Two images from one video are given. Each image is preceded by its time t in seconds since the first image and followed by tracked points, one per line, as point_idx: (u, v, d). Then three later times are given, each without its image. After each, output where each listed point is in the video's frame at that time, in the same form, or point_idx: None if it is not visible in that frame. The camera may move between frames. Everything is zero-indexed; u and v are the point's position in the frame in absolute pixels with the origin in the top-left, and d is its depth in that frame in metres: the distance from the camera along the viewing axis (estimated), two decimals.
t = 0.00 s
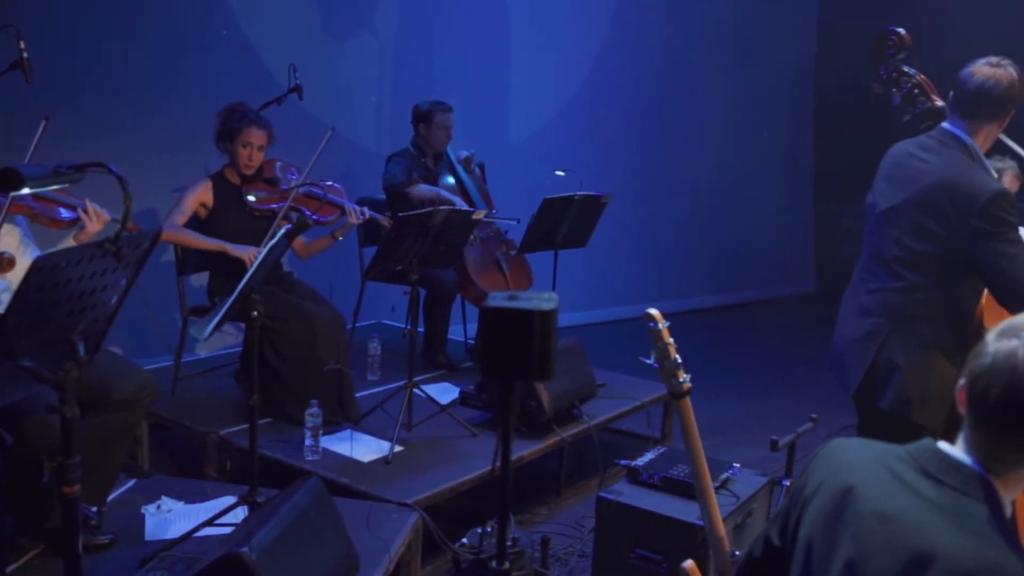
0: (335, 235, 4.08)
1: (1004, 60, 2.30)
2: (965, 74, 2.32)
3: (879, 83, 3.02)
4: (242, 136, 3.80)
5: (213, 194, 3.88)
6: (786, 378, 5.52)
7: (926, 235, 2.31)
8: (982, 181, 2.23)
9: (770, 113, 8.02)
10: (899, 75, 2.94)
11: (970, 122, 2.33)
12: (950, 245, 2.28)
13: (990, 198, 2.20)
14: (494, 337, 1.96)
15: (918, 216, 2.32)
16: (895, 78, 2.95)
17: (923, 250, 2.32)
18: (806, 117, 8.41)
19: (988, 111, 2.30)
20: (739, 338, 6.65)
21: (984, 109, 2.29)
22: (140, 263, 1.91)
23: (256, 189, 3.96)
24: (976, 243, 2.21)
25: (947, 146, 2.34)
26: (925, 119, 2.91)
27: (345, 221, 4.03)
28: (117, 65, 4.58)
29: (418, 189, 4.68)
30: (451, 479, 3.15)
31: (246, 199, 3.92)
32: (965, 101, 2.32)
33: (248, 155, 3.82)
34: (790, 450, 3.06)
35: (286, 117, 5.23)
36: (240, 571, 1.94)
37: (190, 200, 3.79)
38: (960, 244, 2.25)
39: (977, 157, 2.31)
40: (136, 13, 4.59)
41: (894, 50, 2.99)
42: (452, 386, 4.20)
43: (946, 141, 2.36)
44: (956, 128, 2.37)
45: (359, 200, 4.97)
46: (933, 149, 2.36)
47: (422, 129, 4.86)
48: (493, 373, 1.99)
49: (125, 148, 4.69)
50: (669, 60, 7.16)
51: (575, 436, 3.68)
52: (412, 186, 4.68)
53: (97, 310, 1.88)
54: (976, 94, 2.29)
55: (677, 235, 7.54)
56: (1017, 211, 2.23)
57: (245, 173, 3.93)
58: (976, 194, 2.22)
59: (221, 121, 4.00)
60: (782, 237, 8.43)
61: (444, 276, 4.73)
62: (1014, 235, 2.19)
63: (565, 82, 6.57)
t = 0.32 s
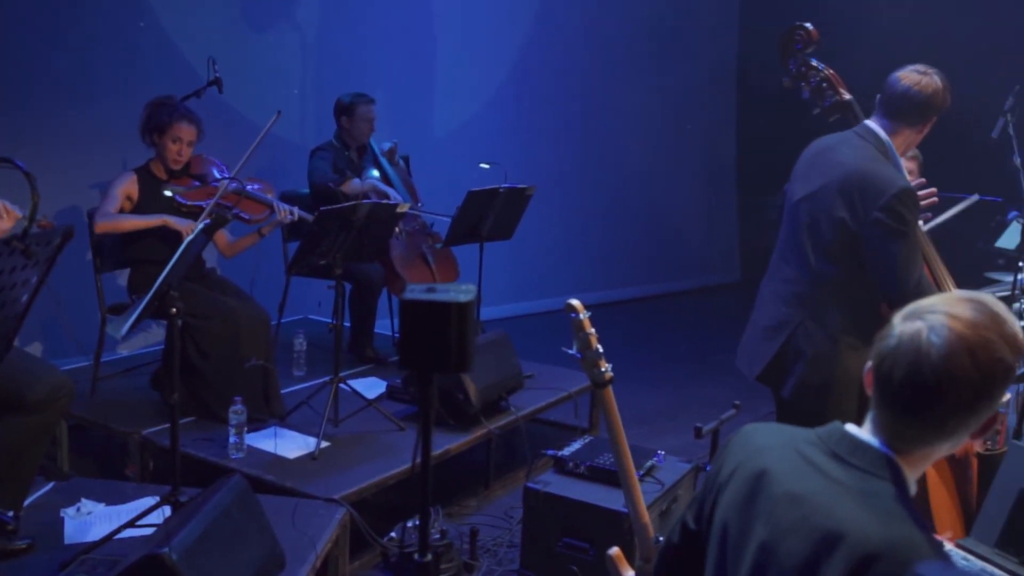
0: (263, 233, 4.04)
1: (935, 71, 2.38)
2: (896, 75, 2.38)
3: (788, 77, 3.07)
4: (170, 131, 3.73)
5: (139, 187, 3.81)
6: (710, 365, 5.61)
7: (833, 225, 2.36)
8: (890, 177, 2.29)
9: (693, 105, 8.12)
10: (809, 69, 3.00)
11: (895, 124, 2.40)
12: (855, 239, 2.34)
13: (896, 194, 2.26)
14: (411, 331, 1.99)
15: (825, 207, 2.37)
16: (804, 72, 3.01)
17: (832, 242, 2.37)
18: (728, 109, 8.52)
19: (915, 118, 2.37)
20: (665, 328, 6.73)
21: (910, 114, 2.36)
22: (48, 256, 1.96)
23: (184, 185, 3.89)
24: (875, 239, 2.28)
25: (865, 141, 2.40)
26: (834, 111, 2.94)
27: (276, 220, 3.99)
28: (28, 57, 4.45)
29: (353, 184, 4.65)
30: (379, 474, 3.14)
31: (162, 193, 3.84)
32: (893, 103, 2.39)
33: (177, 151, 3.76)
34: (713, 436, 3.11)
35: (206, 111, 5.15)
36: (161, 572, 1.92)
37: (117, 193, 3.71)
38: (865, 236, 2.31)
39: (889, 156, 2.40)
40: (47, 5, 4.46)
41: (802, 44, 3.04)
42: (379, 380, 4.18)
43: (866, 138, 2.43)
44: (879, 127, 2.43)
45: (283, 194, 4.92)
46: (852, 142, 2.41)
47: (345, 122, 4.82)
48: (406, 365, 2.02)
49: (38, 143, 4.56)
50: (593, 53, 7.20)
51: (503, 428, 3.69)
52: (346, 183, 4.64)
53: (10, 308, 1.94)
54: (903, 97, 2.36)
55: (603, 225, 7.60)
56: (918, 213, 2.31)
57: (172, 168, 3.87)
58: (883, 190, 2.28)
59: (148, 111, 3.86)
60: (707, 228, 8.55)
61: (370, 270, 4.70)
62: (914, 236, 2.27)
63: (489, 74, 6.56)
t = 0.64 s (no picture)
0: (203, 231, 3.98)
1: (819, 40, 2.42)
2: (781, 52, 2.42)
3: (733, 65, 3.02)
4: (111, 126, 3.65)
5: (77, 179, 3.73)
6: (648, 354, 5.68)
7: (747, 221, 2.41)
8: (795, 168, 2.34)
9: (629, 96, 8.17)
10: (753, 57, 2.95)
11: (787, 102, 2.43)
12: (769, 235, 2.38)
13: (801, 185, 2.31)
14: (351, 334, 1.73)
15: (738, 204, 2.42)
16: (748, 61, 2.98)
17: (749, 238, 2.41)
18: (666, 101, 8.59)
19: (807, 90, 2.40)
20: (603, 318, 6.78)
21: (800, 88, 2.39)
22: None
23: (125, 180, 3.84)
24: (794, 232, 2.33)
25: (763, 131, 2.45)
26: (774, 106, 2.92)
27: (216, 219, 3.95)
28: None
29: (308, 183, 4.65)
30: (317, 468, 3.13)
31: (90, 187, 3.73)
32: (783, 78, 2.42)
33: (119, 146, 3.70)
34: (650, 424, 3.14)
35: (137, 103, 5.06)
36: (94, 571, 1.89)
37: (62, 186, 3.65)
38: (779, 229, 2.36)
39: (792, 140, 2.43)
40: None
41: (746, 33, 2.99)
42: (318, 374, 4.16)
43: (763, 125, 2.47)
44: (773, 111, 2.46)
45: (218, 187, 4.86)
46: (752, 134, 2.46)
47: (279, 113, 4.77)
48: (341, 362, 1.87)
49: None
50: (529, 45, 7.21)
51: (443, 420, 3.69)
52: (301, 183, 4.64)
53: None
54: (792, 72, 2.39)
55: (542, 217, 7.63)
56: (825, 199, 2.35)
57: (112, 163, 3.80)
58: (789, 181, 2.32)
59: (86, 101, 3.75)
60: (645, 219, 8.62)
61: (307, 264, 4.67)
62: (826, 228, 2.33)
63: (426, 66, 6.55)
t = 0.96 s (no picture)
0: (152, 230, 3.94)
1: (725, 28, 2.46)
2: (687, 44, 2.46)
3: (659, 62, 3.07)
4: (61, 124, 3.59)
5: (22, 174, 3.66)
6: (596, 347, 5.73)
7: (677, 217, 2.44)
8: (719, 160, 2.37)
9: (574, 90, 8.19)
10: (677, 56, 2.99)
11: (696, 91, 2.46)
12: (702, 229, 2.42)
13: (726, 176, 2.34)
14: (281, 319, 2.00)
15: (666, 202, 2.45)
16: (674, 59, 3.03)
17: (681, 233, 2.45)
18: (612, 96, 8.63)
19: (713, 78, 2.43)
20: (550, 311, 6.82)
21: (706, 77, 2.43)
22: None
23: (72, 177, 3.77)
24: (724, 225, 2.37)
25: (682, 128, 2.47)
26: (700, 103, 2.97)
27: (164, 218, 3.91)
28: None
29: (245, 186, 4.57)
30: (264, 466, 3.11)
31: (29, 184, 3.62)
32: (692, 70, 2.45)
33: (68, 143, 3.64)
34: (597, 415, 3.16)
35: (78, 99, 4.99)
36: (35, 572, 1.87)
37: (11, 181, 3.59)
38: (707, 222, 2.40)
39: (711, 131, 2.45)
40: None
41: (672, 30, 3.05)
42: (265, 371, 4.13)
43: (678, 120, 2.49)
44: (688, 106, 2.48)
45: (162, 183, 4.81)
46: (673, 133, 2.49)
47: (223, 108, 4.73)
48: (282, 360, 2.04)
49: None
50: (474, 39, 7.20)
51: (390, 415, 3.68)
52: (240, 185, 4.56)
53: None
54: (699, 63, 2.44)
55: (489, 212, 7.64)
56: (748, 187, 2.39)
57: (59, 159, 3.73)
58: (712, 174, 2.36)
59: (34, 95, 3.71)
60: (593, 213, 8.66)
61: (253, 260, 4.64)
62: (752, 218, 2.37)
63: (372, 60, 6.51)
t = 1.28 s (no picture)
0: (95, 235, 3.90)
1: (660, 24, 2.54)
2: (625, 40, 2.53)
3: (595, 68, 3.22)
4: (7, 125, 3.52)
5: None
6: (545, 345, 5.75)
7: (637, 209, 2.44)
8: (673, 146, 2.41)
9: (522, 90, 8.20)
10: (613, 60, 3.15)
11: (637, 85, 2.51)
12: (663, 217, 2.43)
13: (683, 159, 2.38)
14: (224, 317, 2.27)
15: (625, 192, 2.45)
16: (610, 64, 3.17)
17: (639, 225, 2.45)
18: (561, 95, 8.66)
19: (653, 71, 2.49)
20: (500, 311, 6.83)
21: (646, 70, 2.49)
22: None
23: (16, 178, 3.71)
24: (684, 209, 2.39)
25: (628, 119, 2.50)
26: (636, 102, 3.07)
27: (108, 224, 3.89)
28: None
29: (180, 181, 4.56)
30: (209, 468, 3.08)
31: None
32: (632, 64, 2.51)
33: (12, 144, 3.57)
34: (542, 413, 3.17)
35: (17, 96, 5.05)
36: None
37: None
38: (664, 211, 2.41)
39: (655, 120, 2.49)
40: None
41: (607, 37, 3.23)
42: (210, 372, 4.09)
43: (624, 114, 2.53)
44: (630, 101, 2.53)
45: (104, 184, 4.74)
46: (621, 128, 2.51)
47: (165, 106, 4.66)
48: (225, 361, 2.30)
49: None
50: (422, 38, 7.19)
51: (338, 416, 3.66)
52: (173, 179, 4.55)
53: None
54: (637, 57, 2.50)
55: (437, 212, 7.64)
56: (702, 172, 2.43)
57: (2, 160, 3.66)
58: (669, 160, 2.38)
59: None
60: (542, 211, 8.69)
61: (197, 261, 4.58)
62: (711, 198, 2.40)
63: (318, 59, 6.48)
